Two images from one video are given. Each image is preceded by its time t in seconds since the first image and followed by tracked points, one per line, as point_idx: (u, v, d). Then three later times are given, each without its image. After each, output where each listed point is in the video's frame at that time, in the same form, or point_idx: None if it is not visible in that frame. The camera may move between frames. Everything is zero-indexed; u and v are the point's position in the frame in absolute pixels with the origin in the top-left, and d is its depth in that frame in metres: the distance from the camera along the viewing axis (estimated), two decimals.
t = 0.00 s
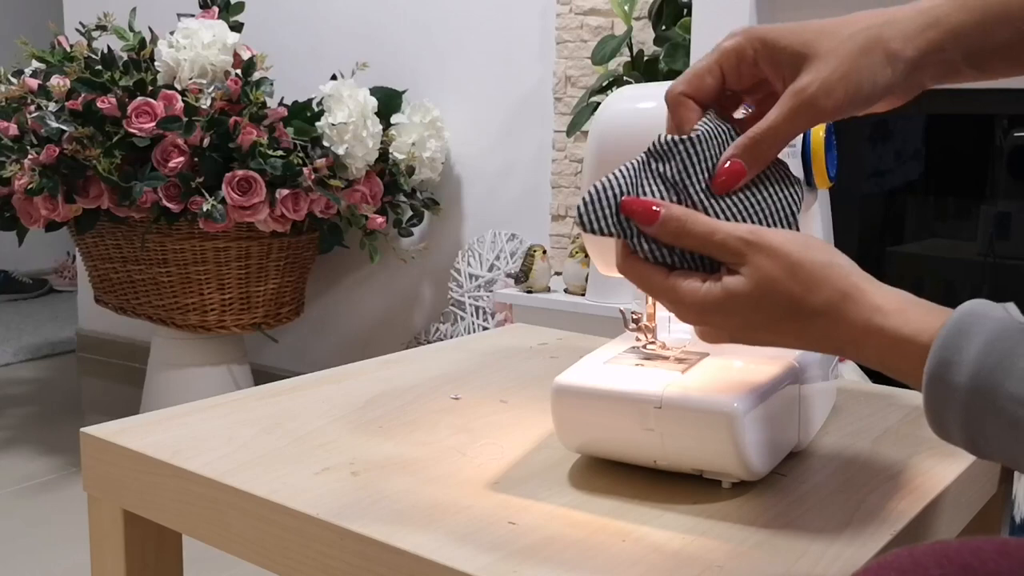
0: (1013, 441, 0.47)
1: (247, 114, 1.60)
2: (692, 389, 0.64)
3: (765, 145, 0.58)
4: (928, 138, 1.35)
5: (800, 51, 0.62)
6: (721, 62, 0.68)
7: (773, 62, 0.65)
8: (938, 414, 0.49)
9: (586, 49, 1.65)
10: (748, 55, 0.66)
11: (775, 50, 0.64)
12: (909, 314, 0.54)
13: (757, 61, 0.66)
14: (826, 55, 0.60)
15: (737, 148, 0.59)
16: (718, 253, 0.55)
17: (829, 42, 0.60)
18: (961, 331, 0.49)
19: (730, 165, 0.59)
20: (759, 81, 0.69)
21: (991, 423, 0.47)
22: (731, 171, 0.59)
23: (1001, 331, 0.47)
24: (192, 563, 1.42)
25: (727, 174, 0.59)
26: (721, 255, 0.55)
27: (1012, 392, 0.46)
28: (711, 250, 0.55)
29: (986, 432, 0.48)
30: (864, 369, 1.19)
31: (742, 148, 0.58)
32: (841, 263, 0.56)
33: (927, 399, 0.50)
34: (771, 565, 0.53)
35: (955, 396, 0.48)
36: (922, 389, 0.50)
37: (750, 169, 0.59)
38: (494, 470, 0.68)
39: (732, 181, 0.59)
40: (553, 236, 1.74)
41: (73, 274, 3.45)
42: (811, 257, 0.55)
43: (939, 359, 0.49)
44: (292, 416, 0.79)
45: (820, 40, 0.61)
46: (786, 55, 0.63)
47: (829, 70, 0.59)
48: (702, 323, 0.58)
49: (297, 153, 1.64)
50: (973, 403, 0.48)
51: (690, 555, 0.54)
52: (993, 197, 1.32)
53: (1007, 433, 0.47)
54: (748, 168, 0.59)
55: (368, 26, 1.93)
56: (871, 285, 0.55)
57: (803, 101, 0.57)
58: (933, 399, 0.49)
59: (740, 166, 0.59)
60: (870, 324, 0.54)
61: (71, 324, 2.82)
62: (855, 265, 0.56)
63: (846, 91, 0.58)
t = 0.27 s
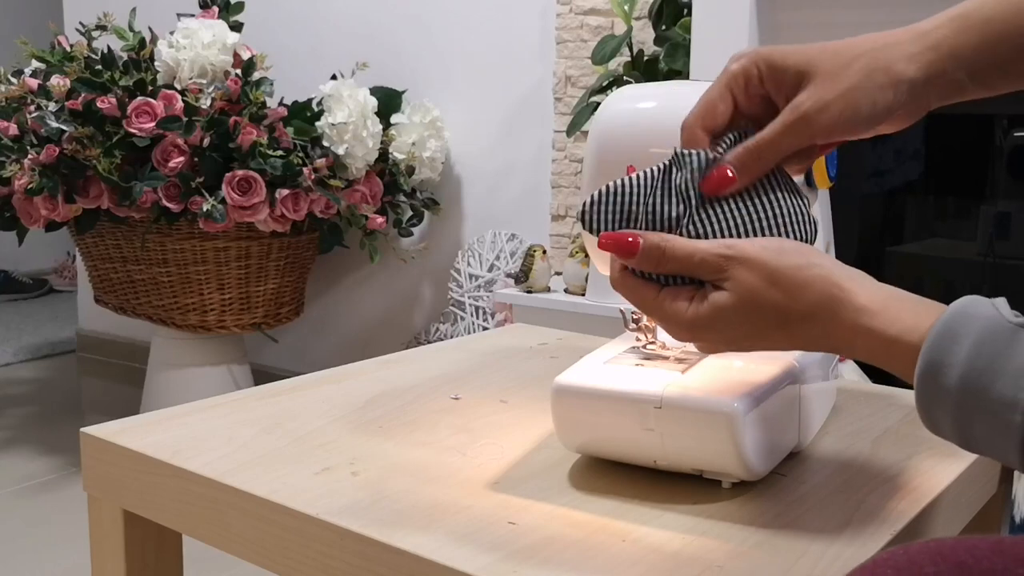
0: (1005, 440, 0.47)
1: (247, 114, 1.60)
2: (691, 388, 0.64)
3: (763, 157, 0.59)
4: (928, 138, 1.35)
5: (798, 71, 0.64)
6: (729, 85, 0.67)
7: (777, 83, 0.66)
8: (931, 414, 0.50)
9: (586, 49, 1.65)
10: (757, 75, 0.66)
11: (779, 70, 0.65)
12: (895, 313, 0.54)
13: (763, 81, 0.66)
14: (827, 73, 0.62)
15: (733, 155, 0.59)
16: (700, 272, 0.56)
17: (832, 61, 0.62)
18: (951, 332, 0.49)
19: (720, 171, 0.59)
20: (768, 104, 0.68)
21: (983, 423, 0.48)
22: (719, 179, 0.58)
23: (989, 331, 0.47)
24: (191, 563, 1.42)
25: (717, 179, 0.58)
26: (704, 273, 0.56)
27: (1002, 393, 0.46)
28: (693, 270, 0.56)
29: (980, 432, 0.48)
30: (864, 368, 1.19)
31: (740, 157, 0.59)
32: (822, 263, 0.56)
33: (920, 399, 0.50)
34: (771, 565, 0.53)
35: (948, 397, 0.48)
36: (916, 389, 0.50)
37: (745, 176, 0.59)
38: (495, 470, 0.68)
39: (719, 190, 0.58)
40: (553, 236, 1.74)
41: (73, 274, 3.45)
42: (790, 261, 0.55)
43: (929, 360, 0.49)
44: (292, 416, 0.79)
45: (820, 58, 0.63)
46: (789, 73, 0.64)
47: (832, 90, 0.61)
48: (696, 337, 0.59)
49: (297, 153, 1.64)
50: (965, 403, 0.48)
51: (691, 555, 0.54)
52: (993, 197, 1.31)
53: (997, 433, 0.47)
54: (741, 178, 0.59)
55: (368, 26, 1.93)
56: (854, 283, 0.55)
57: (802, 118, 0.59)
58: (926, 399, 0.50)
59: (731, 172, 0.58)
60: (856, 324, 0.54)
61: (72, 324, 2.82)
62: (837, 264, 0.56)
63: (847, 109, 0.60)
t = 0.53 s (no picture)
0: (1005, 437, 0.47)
1: (247, 114, 1.60)
2: (692, 389, 0.64)
3: (747, 165, 0.58)
4: (928, 138, 1.34)
5: (782, 83, 0.64)
6: (720, 86, 0.66)
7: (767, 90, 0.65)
8: (929, 409, 0.50)
9: (586, 49, 1.65)
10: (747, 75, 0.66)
11: (767, 75, 0.65)
12: (898, 307, 0.54)
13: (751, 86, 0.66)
14: (810, 84, 0.63)
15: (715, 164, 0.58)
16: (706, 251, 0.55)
17: (818, 71, 0.63)
18: (951, 328, 0.49)
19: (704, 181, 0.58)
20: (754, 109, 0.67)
21: (983, 420, 0.48)
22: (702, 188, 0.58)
23: (990, 327, 0.47)
24: (191, 563, 1.42)
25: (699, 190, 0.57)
26: (709, 254, 0.55)
27: (1002, 390, 0.47)
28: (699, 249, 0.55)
29: (979, 429, 0.48)
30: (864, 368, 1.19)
31: (725, 164, 0.58)
32: (824, 255, 0.56)
33: (919, 396, 0.50)
34: (771, 565, 0.53)
35: (948, 394, 0.48)
36: (915, 386, 0.50)
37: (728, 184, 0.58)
38: (495, 470, 0.68)
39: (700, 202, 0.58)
40: (553, 236, 1.74)
41: (73, 274, 3.45)
42: (793, 250, 0.55)
43: (928, 357, 0.49)
44: (292, 416, 0.79)
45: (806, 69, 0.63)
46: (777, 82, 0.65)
47: (814, 101, 0.62)
48: (691, 318, 0.58)
49: (297, 153, 1.64)
50: (965, 400, 0.48)
51: (691, 555, 0.54)
52: (993, 197, 1.31)
53: (997, 430, 0.47)
54: (724, 188, 0.58)
55: (368, 26, 1.93)
56: (857, 278, 0.55)
57: (784, 130, 0.60)
58: (926, 396, 0.50)
59: (715, 181, 0.58)
60: (858, 320, 0.54)
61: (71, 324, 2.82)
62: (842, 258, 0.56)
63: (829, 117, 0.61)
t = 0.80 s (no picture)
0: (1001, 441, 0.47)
1: (247, 114, 1.60)
2: (691, 389, 0.64)
3: (742, 109, 0.58)
4: (928, 138, 1.34)
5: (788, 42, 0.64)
6: (721, 65, 0.67)
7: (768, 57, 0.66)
8: (924, 410, 0.50)
9: (586, 49, 1.65)
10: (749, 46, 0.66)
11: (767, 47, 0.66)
12: (894, 307, 0.53)
13: (755, 60, 0.67)
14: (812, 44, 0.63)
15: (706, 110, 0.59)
16: (691, 261, 0.55)
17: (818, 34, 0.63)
18: (947, 331, 0.49)
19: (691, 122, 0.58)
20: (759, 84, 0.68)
21: (978, 424, 0.48)
22: (686, 127, 0.58)
23: (986, 331, 0.47)
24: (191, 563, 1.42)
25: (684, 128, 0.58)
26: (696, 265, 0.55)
27: (997, 394, 0.47)
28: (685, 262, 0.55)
29: (974, 432, 0.48)
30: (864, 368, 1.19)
31: (715, 109, 0.58)
32: (815, 256, 0.55)
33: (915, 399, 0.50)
34: (771, 565, 0.53)
35: (943, 397, 0.48)
36: (910, 387, 0.51)
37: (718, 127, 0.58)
38: (495, 470, 0.68)
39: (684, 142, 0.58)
40: (553, 236, 1.74)
41: (73, 275, 3.45)
42: (778, 250, 0.54)
43: (924, 359, 0.49)
44: (292, 416, 0.79)
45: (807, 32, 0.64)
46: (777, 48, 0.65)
47: (811, 58, 0.61)
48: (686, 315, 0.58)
49: (297, 153, 1.64)
50: (959, 403, 0.48)
51: (691, 555, 0.54)
52: (993, 197, 1.32)
53: (992, 433, 0.47)
54: (710, 131, 0.58)
55: (368, 26, 1.93)
56: (850, 278, 0.55)
57: (780, 77, 0.59)
58: (921, 398, 0.50)
59: (700, 121, 0.58)
60: (852, 321, 0.54)
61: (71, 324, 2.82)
62: (836, 257, 0.56)
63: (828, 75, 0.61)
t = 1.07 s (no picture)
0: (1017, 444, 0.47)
1: (247, 114, 1.60)
2: (692, 388, 0.64)
3: (723, 134, 0.60)
4: (928, 138, 1.34)
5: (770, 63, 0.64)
6: (700, 88, 0.66)
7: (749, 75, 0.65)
8: (938, 413, 0.49)
9: (586, 49, 1.65)
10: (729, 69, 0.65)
11: (750, 62, 0.64)
12: (907, 312, 0.51)
13: (734, 80, 0.65)
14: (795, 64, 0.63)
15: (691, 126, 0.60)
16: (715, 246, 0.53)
17: (800, 52, 0.63)
18: (962, 333, 0.48)
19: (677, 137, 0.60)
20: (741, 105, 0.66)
21: (994, 426, 0.47)
22: (669, 142, 0.60)
23: (1003, 333, 0.46)
24: (192, 563, 1.42)
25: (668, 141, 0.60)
26: (720, 250, 0.54)
27: (1014, 397, 0.46)
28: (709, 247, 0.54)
29: (989, 435, 0.47)
30: (864, 368, 1.19)
31: (698, 127, 0.60)
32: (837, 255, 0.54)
33: (928, 401, 0.49)
34: (771, 565, 0.53)
35: (957, 401, 0.47)
36: (924, 390, 0.49)
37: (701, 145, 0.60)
38: (495, 470, 0.68)
39: (666, 157, 0.60)
40: (553, 236, 1.74)
41: (72, 274, 3.45)
42: (805, 249, 0.53)
43: (939, 362, 0.48)
44: (292, 416, 0.79)
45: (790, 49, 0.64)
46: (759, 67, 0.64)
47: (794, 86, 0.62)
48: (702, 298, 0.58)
49: (297, 153, 1.64)
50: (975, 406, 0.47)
51: (691, 556, 0.54)
52: (993, 197, 1.32)
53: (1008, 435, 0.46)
54: (691, 150, 0.60)
55: (368, 26, 1.93)
56: (866, 279, 0.53)
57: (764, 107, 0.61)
58: (934, 401, 0.48)
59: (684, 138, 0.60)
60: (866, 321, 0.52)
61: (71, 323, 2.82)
62: (853, 257, 0.54)
63: (811, 104, 0.62)
